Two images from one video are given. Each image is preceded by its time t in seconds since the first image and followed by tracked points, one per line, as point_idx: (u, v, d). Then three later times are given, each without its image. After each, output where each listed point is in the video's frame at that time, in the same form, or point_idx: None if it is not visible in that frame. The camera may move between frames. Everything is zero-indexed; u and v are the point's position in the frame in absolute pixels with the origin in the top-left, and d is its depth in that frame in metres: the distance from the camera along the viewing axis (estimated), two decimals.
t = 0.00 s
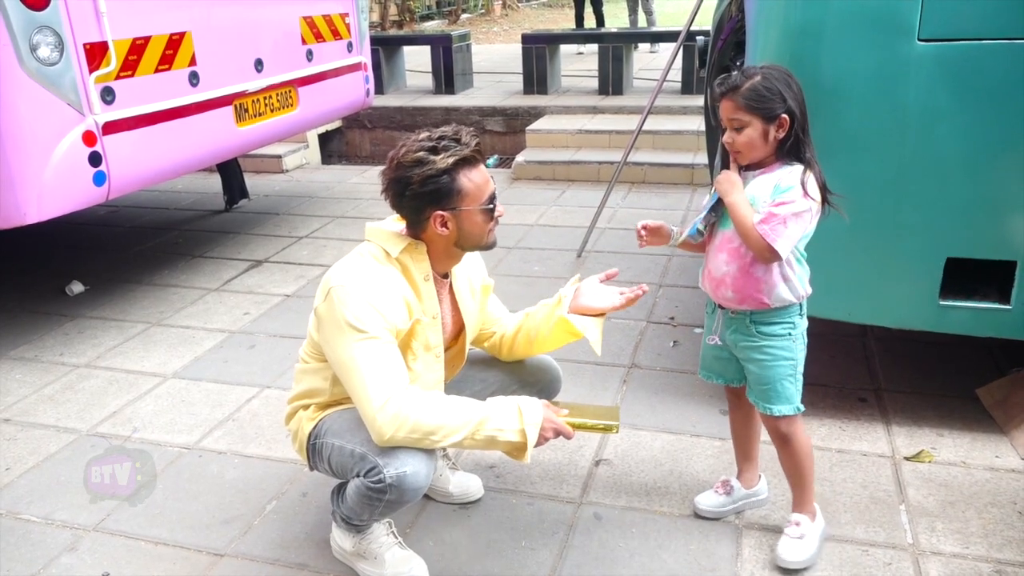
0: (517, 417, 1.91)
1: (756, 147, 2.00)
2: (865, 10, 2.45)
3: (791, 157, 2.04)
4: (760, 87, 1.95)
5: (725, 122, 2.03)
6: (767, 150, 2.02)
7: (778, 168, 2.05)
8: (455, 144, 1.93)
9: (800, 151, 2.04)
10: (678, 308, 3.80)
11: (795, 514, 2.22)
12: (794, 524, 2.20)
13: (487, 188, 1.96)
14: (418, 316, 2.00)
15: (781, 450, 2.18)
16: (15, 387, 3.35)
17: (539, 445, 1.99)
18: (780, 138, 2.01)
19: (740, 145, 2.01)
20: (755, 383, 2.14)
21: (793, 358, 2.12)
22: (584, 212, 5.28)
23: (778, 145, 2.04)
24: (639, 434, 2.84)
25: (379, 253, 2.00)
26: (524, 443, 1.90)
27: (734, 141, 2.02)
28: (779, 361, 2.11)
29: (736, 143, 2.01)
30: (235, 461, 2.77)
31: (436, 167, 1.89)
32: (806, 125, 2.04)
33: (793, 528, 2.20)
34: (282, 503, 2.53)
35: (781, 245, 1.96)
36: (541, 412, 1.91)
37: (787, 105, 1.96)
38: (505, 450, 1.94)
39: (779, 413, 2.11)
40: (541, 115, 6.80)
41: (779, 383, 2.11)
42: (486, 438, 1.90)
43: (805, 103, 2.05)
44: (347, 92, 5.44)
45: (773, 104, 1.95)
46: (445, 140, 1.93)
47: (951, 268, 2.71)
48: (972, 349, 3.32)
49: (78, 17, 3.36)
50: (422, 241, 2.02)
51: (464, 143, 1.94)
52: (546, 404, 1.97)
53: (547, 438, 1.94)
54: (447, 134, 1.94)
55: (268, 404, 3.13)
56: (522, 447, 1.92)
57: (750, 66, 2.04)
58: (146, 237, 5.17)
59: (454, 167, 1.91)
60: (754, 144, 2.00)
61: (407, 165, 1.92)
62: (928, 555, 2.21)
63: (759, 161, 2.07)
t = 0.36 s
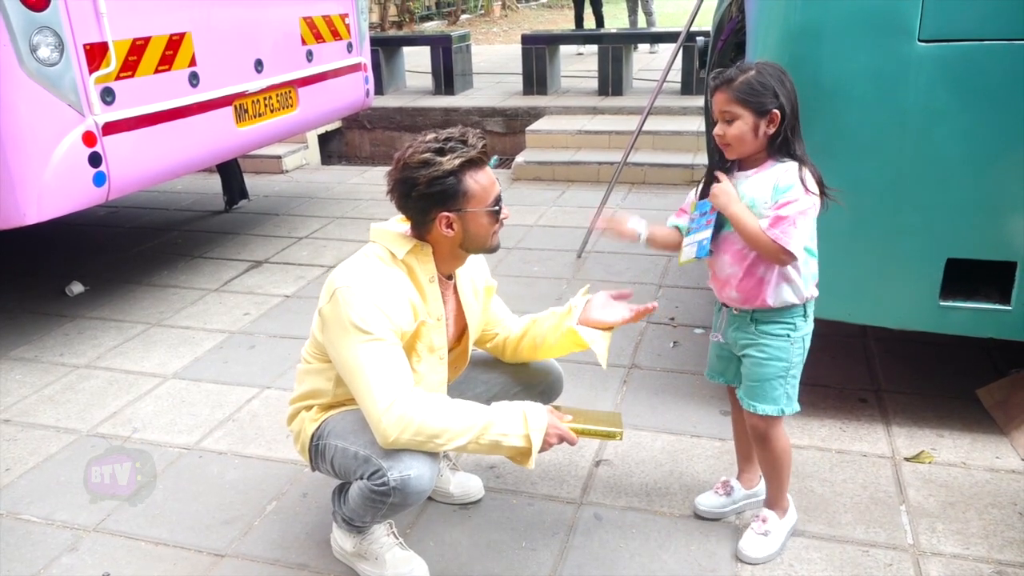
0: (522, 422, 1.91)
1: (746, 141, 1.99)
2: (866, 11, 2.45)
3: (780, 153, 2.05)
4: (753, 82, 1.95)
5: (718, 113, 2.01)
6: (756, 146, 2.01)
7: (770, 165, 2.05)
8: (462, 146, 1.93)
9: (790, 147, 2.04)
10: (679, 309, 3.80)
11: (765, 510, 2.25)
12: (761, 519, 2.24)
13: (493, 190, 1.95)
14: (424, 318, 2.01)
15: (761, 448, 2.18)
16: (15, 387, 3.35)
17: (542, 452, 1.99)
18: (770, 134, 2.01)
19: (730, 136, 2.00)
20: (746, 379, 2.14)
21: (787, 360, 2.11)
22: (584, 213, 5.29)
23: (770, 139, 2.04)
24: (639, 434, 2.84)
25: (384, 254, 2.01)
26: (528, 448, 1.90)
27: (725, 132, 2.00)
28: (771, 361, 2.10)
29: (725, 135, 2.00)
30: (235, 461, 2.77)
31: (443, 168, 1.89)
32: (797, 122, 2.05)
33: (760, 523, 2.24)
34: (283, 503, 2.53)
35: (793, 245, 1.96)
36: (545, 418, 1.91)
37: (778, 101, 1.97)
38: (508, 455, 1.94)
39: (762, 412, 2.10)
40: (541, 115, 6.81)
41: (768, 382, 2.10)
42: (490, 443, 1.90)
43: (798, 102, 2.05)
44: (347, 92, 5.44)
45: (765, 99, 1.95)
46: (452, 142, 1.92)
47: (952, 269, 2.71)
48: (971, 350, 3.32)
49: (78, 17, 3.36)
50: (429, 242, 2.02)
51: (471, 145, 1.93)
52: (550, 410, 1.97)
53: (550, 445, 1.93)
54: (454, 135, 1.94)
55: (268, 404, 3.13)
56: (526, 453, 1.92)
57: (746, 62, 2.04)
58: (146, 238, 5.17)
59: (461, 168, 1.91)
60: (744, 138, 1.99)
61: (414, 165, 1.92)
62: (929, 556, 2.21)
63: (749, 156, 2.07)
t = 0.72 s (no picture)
0: (520, 426, 1.92)
1: (742, 138, 1.99)
2: (865, 9, 2.45)
3: (779, 153, 2.05)
4: (753, 77, 1.96)
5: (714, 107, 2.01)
6: (752, 143, 2.00)
7: (769, 167, 2.05)
8: (455, 136, 1.93)
9: (788, 147, 2.04)
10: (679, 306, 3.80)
11: (766, 506, 2.26)
12: (761, 515, 2.24)
13: (488, 180, 1.95)
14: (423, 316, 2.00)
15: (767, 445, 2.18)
16: (14, 385, 3.35)
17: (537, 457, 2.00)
18: (767, 132, 2.01)
19: (724, 131, 1.99)
20: (758, 382, 2.13)
21: (800, 362, 2.10)
22: (584, 210, 5.28)
23: (767, 139, 2.03)
24: (640, 431, 2.84)
25: (384, 249, 2.01)
26: (525, 452, 1.91)
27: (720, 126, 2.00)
28: (786, 363, 2.10)
29: (721, 130, 2.00)
30: (235, 458, 2.77)
31: (436, 159, 1.90)
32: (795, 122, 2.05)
33: (760, 519, 2.24)
34: (283, 500, 2.53)
35: (816, 248, 1.98)
36: (544, 423, 1.93)
37: (776, 99, 1.97)
38: (503, 459, 1.95)
39: (779, 413, 2.10)
40: (542, 112, 6.80)
41: (783, 384, 2.10)
42: (487, 445, 1.90)
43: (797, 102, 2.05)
44: (347, 89, 5.44)
45: (763, 95, 1.95)
46: (445, 132, 1.93)
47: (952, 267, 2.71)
48: (971, 348, 3.32)
49: (77, 14, 3.36)
50: (428, 237, 2.02)
51: (463, 135, 1.94)
52: (549, 419, 1.99)
53: (546, 452, 1.96)
54: (446, 126, 1.94)
55: (268, 401, 3.13)
56: (522, 457, 1.93)
57: (743, 60, 2.05)
58: (146, 235, 5.16)
59: (455, 158, 1.91)
60: (740, 134, 1.98)
61: (407, 158, 1.93)
62: (929, 553, 2.21)
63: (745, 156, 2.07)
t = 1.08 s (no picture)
0: (522, 422, 1.89)
1: (754, 139, 1.99)
2: (864, 8, 2.45)
3: (793, 156, 2.04)
4: (766, 78, 1.95)
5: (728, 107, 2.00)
6: (765, 145, 2.00)
7: (780, 170, 2.05)
8: (454, 139, 1.93)
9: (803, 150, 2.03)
10: (678, 305, 3.80)
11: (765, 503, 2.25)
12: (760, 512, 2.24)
13: (487, 182, 1.95)
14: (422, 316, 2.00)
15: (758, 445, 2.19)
16: (14, 385, 3.35)
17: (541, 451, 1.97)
18: (780, 134, 2.00)
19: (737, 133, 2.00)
20: (749, 384, 2.14)
21: (791, 365, 2.10)
22: (584, 209, 5.28)
23: (781, 140, 2.03)
24: (640, 431, 2.84)
25: (382, 250, 2.00)
26: (527, 448, 1.88)
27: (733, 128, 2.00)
28: (777, 365, 2.10)
29: (734, 131, 2.00)
30: (235, 459, 2.77)
31: (434, 161, 1.89)
32: (810, 124, 2.03)
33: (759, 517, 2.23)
34: (283, 500, 2.53)
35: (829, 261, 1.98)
36: (546, 418, 1.90)
37: (790, 101, 1.96)
38: (508, 455, 1.93)
39: (767, 416, 2.11)
40: (541, 112, 6.80)
41: (773, 387, 2.10)
42: (489, 442, 1.89)
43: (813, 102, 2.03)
44: (346, 89, 5.44)
45: (776, 96, 1.94)
46: (443, 135, 1.92)
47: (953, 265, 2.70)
48: (972, 346, 3.32)
49: (76, 14, 3.36)
50: (425, 238, 2.02)
51: (462, 138, 1.93)
52: (551, 411, 1.96)
53: (550, 445, 1.92)
54: (445, 128, 1.94)
55: (268, 401, 3.13)
56: (525, 451, 1.90)
57: (758, 60, 2.04)
58: (145, 235, 5.16)
59: (453, 161, 1.91)
60: (753, 136, 1.98)
61: (406, 160, 1.92)
62: (929, 552, 2.21)
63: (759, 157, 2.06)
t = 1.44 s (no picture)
0: (520, 421, 1.89)
1: (765, 139, 1.97)
2: (860, 5, 2.45)
3: (799, 159, 2.04)
4: (782, 77, 1.95)
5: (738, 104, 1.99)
6: (773, 145, 2.00)
7: (785, 171, 2.04)
8: (449, 138, 1.92)
9: (810, 154, 2.03)
10: (677, 303, 3.80)
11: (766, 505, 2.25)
12: (761, 514, 2.23)
13: (483, 182, 1.94)
14: (418, 315, 1.99)
15: (768, 448, 2.20)
16: (13, 387, 3.34)
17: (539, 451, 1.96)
18: (789, 135, 2.00)
19: (746, 129, 1.97)
20: (765, 390, 2.13)
21: (808, 370, 2.10)
22: (582, 208, 5.28)
23: (789, 142, 2.03)
24: (639, 429, 2.84)
25: (378, 249, 2.00)
26: (525, 447, 1.87)
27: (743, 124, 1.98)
28: (795, 370, 2.09)
29: (744, 128, 1.97)
30: (234, 459, 2.77)
31: (429, 160, 1.89)
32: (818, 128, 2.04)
33: (761, 518, 2.23)
34: (282, 501, 2.53)
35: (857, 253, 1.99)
36: (544, 417, 1.89)
37: (802, 102, 1.96)
38: (506, 454, 1.92)
39: (785, 421, 2.10)
40: (539, 110, 6.80)
41: (790, 392, 2.09)
42: (486, 441, 1.88)
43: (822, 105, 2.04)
44: (344, 88, 5.43)
45: (791, 98, 1.95)
46: (439, 134, 1.92)
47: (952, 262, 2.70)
48: (971, 343, 3.31)
49: (72, 15, 3.35)
50: (422, 237, 2.02)
51: (458, 137, 1.93)
52: (550, 411, 1.95)
53: (548, 445, 1.90)
54: (441, 127, 1.93)
55: (267, 401, 3.13)
56: (522, 451, 1.89)
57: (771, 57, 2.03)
58: (143, 236, 5.16)
59: (448, 160, 1.90)
60: (764, 135, 1.97)
61: (401, 158, 1.92)
62: (929, 549, 2.21)
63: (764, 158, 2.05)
